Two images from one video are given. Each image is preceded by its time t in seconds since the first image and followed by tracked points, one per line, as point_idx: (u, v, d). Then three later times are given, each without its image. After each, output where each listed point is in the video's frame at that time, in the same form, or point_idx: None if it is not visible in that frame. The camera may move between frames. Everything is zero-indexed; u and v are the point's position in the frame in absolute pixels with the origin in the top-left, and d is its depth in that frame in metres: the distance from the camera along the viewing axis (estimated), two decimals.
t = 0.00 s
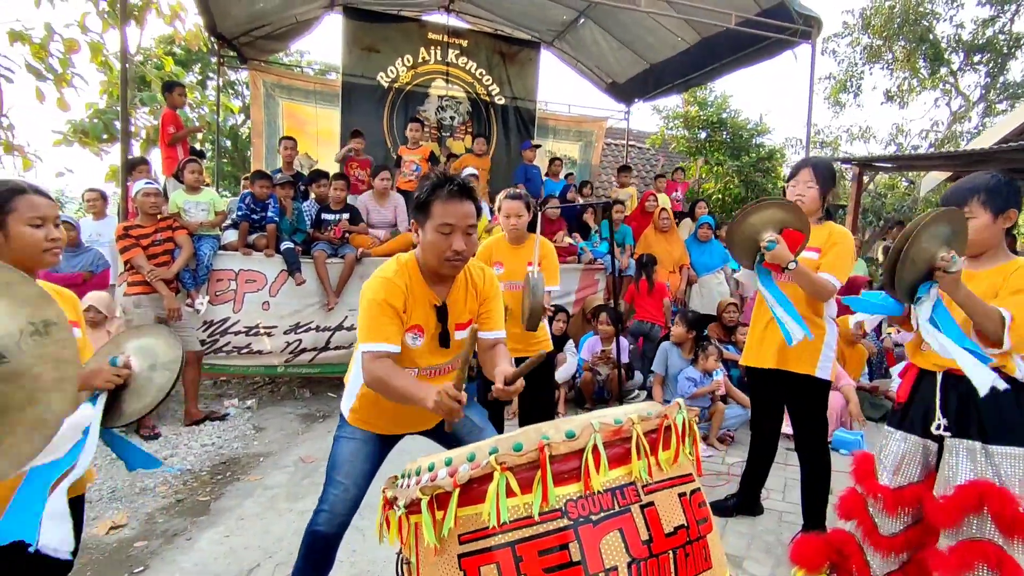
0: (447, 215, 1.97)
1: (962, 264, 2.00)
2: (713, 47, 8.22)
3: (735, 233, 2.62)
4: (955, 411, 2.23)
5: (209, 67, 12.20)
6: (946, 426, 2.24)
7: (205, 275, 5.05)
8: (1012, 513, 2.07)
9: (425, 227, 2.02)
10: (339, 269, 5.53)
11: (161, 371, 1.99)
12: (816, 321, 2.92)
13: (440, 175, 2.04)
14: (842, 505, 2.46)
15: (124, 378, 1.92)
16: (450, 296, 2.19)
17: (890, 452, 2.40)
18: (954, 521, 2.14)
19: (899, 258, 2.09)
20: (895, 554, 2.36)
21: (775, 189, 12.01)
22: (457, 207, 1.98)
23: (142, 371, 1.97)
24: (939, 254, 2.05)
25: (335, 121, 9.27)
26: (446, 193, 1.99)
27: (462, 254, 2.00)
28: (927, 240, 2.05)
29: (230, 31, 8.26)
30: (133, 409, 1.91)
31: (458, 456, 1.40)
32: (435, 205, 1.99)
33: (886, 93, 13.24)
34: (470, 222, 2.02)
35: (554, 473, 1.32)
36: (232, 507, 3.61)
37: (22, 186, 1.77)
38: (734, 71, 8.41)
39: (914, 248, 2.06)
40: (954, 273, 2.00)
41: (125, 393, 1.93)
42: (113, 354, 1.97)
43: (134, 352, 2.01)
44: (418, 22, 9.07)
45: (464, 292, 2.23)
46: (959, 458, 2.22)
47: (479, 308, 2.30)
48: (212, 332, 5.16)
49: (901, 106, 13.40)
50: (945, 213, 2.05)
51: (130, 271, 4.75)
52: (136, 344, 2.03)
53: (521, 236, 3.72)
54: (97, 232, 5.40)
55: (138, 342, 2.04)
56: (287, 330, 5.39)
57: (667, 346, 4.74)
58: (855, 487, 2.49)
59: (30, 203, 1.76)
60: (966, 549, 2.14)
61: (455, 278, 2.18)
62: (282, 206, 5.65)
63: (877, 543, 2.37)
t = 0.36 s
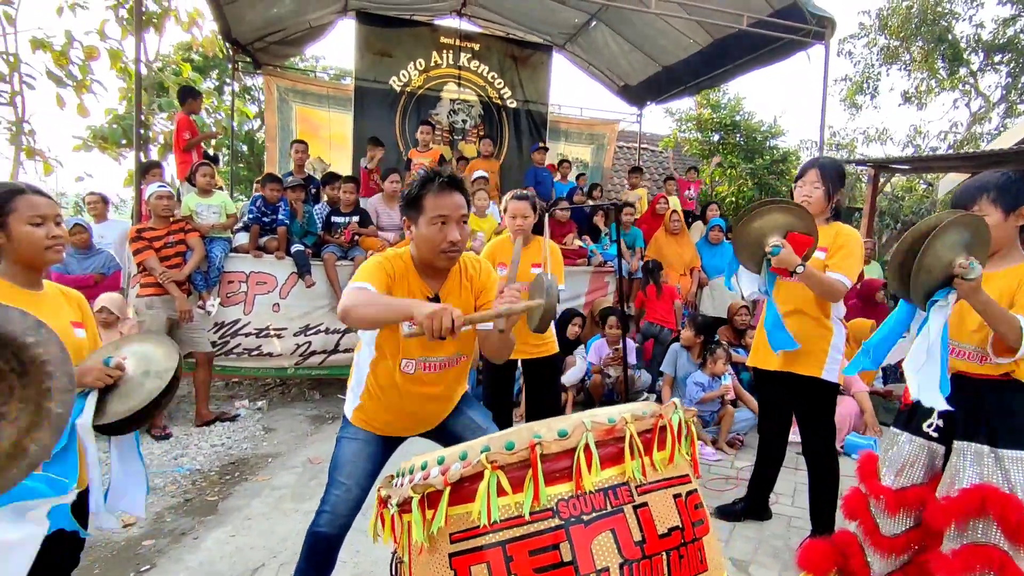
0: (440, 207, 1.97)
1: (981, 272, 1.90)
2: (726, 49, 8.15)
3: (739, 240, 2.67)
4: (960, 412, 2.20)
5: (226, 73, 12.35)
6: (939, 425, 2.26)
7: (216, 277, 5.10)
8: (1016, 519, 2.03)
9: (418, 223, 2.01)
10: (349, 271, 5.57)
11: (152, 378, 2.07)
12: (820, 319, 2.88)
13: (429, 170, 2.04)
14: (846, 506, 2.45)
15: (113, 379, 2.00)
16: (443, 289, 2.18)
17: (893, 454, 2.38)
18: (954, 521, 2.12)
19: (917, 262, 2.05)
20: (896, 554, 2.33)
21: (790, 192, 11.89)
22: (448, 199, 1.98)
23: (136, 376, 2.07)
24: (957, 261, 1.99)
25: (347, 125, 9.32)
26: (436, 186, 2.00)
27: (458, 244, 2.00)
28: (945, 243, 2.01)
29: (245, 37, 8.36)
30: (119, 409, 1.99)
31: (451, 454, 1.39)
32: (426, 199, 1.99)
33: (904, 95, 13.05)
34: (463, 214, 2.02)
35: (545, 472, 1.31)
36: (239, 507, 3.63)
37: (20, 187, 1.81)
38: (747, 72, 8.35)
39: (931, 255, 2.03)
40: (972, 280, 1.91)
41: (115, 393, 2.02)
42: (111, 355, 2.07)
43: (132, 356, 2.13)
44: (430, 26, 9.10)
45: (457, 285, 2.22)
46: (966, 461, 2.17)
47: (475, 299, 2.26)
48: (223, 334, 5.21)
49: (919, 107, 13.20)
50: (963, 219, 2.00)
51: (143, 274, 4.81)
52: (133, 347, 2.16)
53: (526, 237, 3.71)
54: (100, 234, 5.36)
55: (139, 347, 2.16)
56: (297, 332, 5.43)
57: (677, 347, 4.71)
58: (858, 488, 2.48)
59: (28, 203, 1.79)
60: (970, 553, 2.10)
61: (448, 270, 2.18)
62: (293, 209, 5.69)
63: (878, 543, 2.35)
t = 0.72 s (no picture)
0: (442, 217, 1.97)
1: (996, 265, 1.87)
2: (738, 50, 8.10)
3: (749, 212, 2.64)
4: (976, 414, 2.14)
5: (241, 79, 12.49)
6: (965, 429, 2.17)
7: (227, 280, 5.14)
8: None
9: (421, 231, 2.02)
10: (359, 274, 5.59)
11: (153, 378, 2.00)
12: (831, 322, 2.83)
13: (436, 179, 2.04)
14: (854, 507, 2.36)
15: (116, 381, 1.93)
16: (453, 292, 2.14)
17: (905, 455, 2.31)
18: (972, 528, 2.05)
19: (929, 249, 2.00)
20: (907, 559, 2.27)
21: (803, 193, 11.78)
22: (451, 210, 1.98)
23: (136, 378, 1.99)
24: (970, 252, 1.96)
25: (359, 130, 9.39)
26: (439, 196, 1.99)
27: (459, 256, 1.98)
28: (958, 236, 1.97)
29: (259, 42, 8.44)
30: (124, 412, 1.93)
31: (446, 452, 1.37)
32: (430, 209, 1.99)
33: (921, 95, 12.87)
34: (465, 225, 2.00)
35: (540, 471, 1.29)
36: (247, 507, 3.64)
37: (16, 185, 1.81)
38: (760, 74, 8.28)
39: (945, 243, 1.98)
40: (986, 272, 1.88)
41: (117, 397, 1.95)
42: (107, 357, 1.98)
43: (128, 355, 2.03)
44: (441, 30, 9.13)
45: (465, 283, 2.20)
46: (982, 464, 2.11)
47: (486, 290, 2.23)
48: (234, 335, 5.24)
49: (936, 107, 13.02)
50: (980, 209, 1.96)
51: (155, 276, 4.83)
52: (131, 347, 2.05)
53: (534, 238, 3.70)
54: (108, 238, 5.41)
55: (134, 345, 2.06)
56: (307, 334, 5.46)
57: (686, 353, 4.65)
58: (867, 490, 2.40)
59: (24, 202, 1.80)
60: (986, 558, 2.03)
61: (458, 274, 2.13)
62: (304, 212, 5.72)
63: (890, 547, 2.26)
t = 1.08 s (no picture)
0: (424, 216, 1.93)
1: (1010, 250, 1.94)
2: (747, 50, 8.04)
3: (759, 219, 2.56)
4: (989, 415, 2.09)
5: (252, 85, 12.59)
6: (976, 430, 2.12)
7: (235, 282, 5.16)
8: None
9: (403, 229, 1.99)
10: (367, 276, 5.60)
11: (125, 386, 1.99)
12: (836, 322, 2.79)
13: (418, 174, 2.00)
14: (865, 510, 2.32)
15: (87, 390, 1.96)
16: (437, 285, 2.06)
17: (916, 457, 2.26)
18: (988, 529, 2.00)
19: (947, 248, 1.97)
20: (918, 563, 2.21)
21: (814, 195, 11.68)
22: (435, 208, 1.94)
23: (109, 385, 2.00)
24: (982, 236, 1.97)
25: (367, 133, 9.31)
26: (421, 194, 1.96)
27: (440, 255, 1.96)
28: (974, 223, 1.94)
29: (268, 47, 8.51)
30: (93, 421, 1.93)
31: (443, 452, 1.35)
32: (412, 206, 1.96)
33: (933, 95, 12.73)
34: (448, 223, 1.96)
35: (538, 470, 1.27)
36: (253, 509, 3.64)
37: None
38: (770, 74, 8.22)
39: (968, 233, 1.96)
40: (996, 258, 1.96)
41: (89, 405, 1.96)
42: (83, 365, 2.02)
43: (104, 365, 2.05)
44: (449, 34, 9.14)
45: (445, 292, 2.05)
46: (997, 465, 2.06)
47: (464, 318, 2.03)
48: (242, 338, 5.27)
49: (949, 107, 12.86)
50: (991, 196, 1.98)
51: (163, 279, 4.87)
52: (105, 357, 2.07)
53: (537, 238, 3.68)
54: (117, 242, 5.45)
55: (111, 354, 2.08)
56: (314, 336, 5.46)
57: (693, 354, 4.58)
58: (877, 492, 2.36)
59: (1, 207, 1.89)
60: (1001, 562, 1.97)
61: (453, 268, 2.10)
62: (311, 215, 5.74)
63: (901, 551, 2.21)
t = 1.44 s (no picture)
0: (422, 223, 1.94)
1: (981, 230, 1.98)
2: (754, 51, 8.00)
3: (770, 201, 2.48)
4: (1001, 416, 2.05)
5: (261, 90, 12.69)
6: (986, 430, 2.08)
7: (242, 285, 5.18)
8: None
9: (403, 235, 2.00)
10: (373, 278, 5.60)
11: (128, 379, 2.08)
12: (846, 321, 2.75)
13: (418, 181, 2.01)
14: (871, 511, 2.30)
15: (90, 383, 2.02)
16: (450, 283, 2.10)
17: (924, 457, 2.23)
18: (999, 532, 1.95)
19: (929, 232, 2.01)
20: (926, 566, 2.17)
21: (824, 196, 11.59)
22: (433, 215, 1.95)
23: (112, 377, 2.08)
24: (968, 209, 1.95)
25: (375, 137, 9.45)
26: (419, 200, 1.97)
27: (440, 262, 1.96)
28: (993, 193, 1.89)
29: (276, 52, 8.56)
30: (97, 414, 1.99)
31: (443, 452, 1.34)
32: (410, 214, 1.96)
33: (944, 95, 12.60)
34: (447, 231, 1.97)
35: (537, 471, 1.25)
36: (259, 511, 3.65)
37: None
38: (777, 74, 8.17)
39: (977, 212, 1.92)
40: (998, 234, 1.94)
41: (94, 398, 2.03)
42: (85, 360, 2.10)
43: (108, 358, 2.15)
44: (456, 37, 9.15)
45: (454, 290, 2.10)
46: (1009, 466, 2.01)
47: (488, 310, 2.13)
48: (249, 340, 5.27)
49: (961, 107, 12.72)
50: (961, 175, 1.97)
51: (171, 282, 4.89)
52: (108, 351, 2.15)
53: (543, 240, 3.67)
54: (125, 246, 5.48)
55: (116, 348, 2.18)
56: (321, 338, 5.47)
57: (700, 356, 4.57)
58: (885, 494, 2.33)
59: (6, 205, 1.92)
60: (1013, 565, 1.92)
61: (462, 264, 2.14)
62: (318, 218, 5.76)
63: (907, 553, 2.19)
